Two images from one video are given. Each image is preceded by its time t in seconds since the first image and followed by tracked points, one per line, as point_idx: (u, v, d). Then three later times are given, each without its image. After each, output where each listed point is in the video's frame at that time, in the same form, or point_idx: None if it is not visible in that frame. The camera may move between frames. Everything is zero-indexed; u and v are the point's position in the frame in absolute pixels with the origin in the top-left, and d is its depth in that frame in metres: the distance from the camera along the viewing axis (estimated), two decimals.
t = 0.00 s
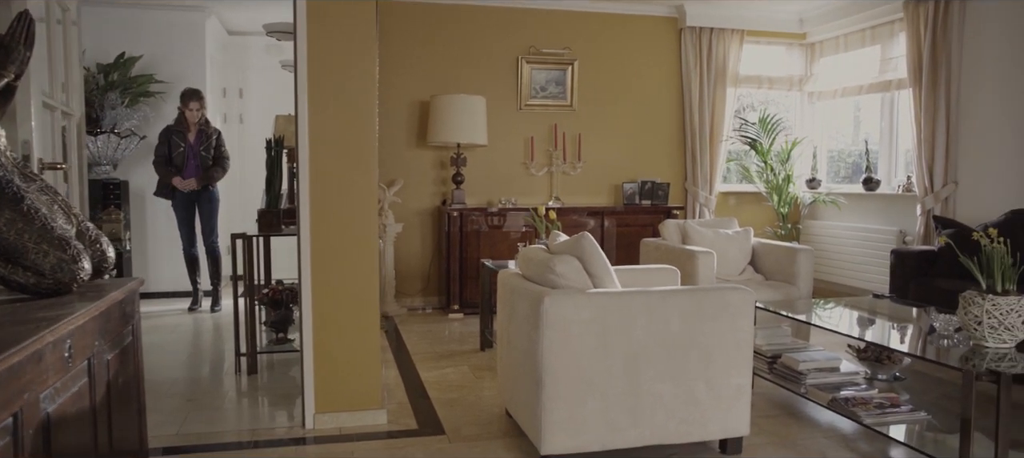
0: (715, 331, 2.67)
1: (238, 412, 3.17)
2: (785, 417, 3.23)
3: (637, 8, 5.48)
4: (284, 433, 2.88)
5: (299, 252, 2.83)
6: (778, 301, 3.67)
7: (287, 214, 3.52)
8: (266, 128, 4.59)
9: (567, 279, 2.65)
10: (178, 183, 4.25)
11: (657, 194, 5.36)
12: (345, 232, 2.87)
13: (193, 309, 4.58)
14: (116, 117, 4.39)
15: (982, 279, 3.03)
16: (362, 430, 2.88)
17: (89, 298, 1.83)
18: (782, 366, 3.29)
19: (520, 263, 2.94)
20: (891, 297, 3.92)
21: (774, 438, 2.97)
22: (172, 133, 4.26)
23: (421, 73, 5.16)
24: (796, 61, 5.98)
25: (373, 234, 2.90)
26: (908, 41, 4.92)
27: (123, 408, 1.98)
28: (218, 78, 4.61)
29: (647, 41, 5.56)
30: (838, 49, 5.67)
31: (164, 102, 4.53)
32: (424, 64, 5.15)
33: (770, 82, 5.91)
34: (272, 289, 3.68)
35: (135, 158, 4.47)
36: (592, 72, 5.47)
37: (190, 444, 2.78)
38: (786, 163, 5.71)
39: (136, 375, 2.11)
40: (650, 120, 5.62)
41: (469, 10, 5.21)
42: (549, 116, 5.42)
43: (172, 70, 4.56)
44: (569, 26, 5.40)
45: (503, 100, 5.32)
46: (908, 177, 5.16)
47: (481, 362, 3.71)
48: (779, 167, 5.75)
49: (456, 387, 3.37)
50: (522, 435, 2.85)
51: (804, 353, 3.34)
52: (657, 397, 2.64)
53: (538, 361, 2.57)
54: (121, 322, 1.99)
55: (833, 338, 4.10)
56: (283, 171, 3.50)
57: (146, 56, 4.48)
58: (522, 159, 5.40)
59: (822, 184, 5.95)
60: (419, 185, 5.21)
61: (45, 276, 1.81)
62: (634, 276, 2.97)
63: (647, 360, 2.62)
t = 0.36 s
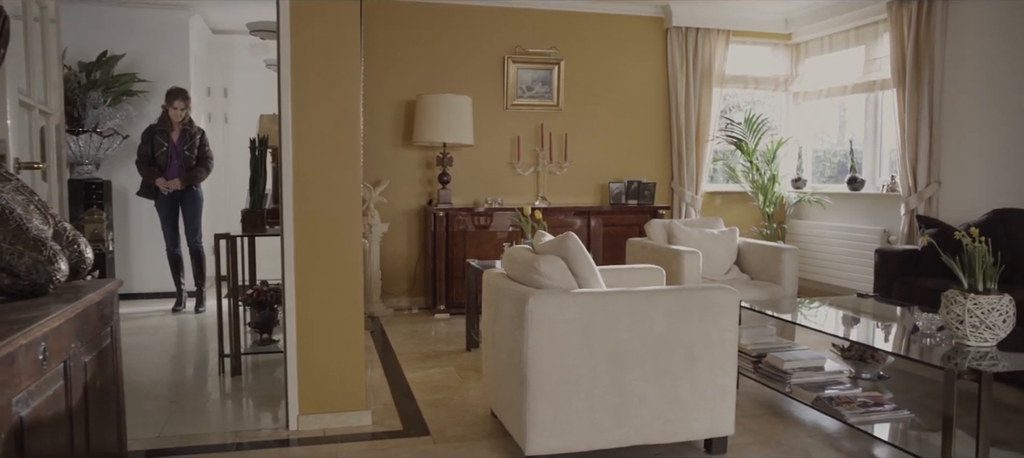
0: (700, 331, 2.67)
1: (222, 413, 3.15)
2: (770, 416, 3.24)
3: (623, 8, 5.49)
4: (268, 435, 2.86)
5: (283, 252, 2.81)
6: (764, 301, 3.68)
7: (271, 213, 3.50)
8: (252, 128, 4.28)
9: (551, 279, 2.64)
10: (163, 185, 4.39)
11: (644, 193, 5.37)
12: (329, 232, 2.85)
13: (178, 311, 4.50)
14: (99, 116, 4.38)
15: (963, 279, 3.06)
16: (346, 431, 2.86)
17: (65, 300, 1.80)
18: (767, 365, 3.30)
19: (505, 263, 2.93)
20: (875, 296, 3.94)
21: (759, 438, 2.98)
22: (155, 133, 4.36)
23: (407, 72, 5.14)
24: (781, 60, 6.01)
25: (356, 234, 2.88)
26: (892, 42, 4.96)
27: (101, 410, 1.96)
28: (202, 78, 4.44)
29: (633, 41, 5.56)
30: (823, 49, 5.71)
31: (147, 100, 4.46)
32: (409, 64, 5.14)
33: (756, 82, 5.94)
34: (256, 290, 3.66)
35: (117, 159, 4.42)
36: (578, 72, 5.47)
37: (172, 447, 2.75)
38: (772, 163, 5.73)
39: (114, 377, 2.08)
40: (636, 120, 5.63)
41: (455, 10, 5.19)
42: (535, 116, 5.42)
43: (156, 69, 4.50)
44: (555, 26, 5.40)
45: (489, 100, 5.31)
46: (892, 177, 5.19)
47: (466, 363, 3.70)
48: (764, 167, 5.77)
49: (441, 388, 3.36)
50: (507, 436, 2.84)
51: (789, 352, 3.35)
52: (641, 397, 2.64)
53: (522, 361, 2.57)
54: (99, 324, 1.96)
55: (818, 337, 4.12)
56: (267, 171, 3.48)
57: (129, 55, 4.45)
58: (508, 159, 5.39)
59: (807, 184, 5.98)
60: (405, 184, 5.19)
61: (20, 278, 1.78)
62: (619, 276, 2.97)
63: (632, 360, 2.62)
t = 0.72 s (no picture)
0: (684, 331, 2.67)
1: (204, 415, 3.12)
2: (755, 416, 3.25)
3: (609, 8, 5.49)
4: (250, 437, 2.84)
5: (265, 252, 2.78)
6: (749, 301, 3.69)
7: (255, 214, 3.47)
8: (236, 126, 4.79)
9: (536, 279, 2.63)
10: (145, 185, 4.17)
11: (629, 193, 5.37)
12: (312, 232, 2.83)
13: (160, 311, 4.50)
14: (79, 115, 4.31)
15: (945, 278, 3.08)
16: (329, 433, 2.84)
17: (38, 302, 1.78)
18: (751, 365, 3.31)
19: (489, 264, 2.92)
20: (859, 296, 3.96)
21: (743, 438, 2.99)
22: (138, 133, 4.19)
23: (392, 72, 5.12)
24: (767, 61, 6.03)
25: (340, 235, 2.86)
26: (876, 42, 4.99)
27: (76, 414, 1.93)
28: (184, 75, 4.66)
29: (619, 41, 5.57)
30: (808, 49, 5.74)
31: (129, 100, 4.50)
32: (395, 63, 5.12)
33: (742, 82, 5.96)
34: (240, 290, 3.64)
35: (98, 159, 4.47)
36: (565, 72, 5.47)
37: (153, 449, 2.72)
38: (757, 163, 5.75)
39: (90, 379, 2.06)
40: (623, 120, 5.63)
41: (440, 10, 5.18)
42: (521, 116, 5.41)
43: (138, 68, 4.53)
44: (541, 26, 5.39)
45: (475, 100, 5.30)
46: (876, 177, 5.22)
47: (452, 364, 3.69)
48: (750, 167, 5.79)
49: (426, 389, 3.34)
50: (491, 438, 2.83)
51: (773, 352, 3.36)
52: (626, 398, 2.64)
53: (506, 363, 2.55)
54: (74, 326, 1.93)
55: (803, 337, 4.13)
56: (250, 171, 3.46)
57: (111, 54, 4.48)
58: (494, 159, 5.38)
59: (792, 184, 6.00)
60: (390, 184, 5.17)
61: None
62: (603, 276, 2.97)
63: (616, 360, 2.61)
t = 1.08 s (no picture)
0: (667, 331, 2.67)
1: (184, 418, 3.09)
2: (738, 416, 3.25)
3: (593, 8, 5.49)
4: (230, 439, 2.81)
5: (245, 253, 2.75)
6: (732, 301, 3.69)
7: (236, 214, 3.44)
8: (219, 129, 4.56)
9: (518, 280, 2.62)
10: (123, 186, 4.13)
11: (614, 193, 5.38)
12: (292, 232, 2.80)
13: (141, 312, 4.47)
14: (57, 114, 4.28)
15: (926, 278, 3.09)
16: (310, 435, 2.82)
17: (7, 305, 1.75)
18: (734, 365, 3.31)
19: (471, 264, 2.90)
20: (841, 295, 3.97)
21: (726, 437, 2.99)
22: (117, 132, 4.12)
23: (375, 71, 5.09)
24: (751, 61, 6.06)
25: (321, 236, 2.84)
26: (859, 43, 5.01)
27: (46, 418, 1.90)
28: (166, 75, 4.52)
29: (604, 41, 5.57)
30: (792, 50, 5.76)
31: (109, 99, 4.48)
32: (378, 62, 5.09)
33: (726, 82, 5.98)
34: (221, 291, 3.61)
35: (78, 159, 4.47)
36: (549, 72, 5.46)
37: (130, 452, 2.69)
38: (741, 163, 5.76)
39: (62, 383, 2.02)
40: (608, 120, 5.63)
41: (424, 9, 5.16)
42: (505, 116, 5.40)
43: (118, 67, 4.50)
44: (525, 26, 5.38)
45: (459, 99, 5.28)
46: (859, 177, 5.25)
47: (435, 364, 3.67)
48: (734, 167, 5.80)
49: (408, 390, 3.32)
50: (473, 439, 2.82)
51: (756, 352, 3.36)
52: (608, 398, 2.63)
53: (488, 363, 2.54)
54: (44, 328, 1.90)
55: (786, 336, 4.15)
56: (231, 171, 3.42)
57: (90, 52, 4.45)
58: (478, 159, 5.36)
59: (777, 184, 6.03)
60: (374, 184, 5.15)
61: None
62: (586, 276, 2.96)
63: (599, 361, 2.60)
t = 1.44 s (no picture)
0: (651, 331, 2.66)
1: (165, 419, 3.06)
2: (723, 416, 3.26)
3: (579, 6, 5.48)
4: (211, 442, 2.78)
5: (226, 254, 2.73)
6: (717, 300, 3.70)
7: (219, 214, 3.41)
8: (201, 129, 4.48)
9: (502, 280, 2.61)
10: (103, 191, 4.10)
11: (600, 193, 5.37)
12: (274, 234, 2.78)
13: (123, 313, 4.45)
14: (37, 113, 4.32)
15: (910, 277, 3.10)
16: (292, 437, 2.79)
17: None
18: (720, 365, 3.31)
19: (455, 264, 2.89)
20: (826, 295, 3.98)
21: (711, 438, 2.99)
22: (98, 131, 4.07)
23: (360, 70, 5.06)
24: (737, 60, 6.07)
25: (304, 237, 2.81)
26: (844, 43, 5.03)
27: (18, 421, 1.87)
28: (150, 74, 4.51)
29: (590, 40, 5.56)
30: (777, 49, 5.78)
31: (91, 98, 4.47)
32: (363, 61, 5.06)
33: (712, 82, 5.99)
34: (204, 292, 3.59)
35: (60, 159, 4.44)
36: (535, 71, 5.45)
37: (110, 455, 2.66)
38: (727, 162, 5.78)
39: (35, 385, 2.00)
40: (594, 120, 5.63)
41: (409, 8, 5.13)
42: (491, 115, 5.38)
43: (100, 65, 4.46)
44: (511, 25, 5.36)
45: (445, 99, 5.26)
46: (844, 177, 5.27)
47: (420, 365, 3.66)
48: (720, 166, 5.82)
49: (393, 390, 3.31)
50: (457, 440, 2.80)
51: (740, 351, 3.37)
52: (593, 398, 2.62)
53: (471, 364, 2.53)
54: (16, 331, 1.87)
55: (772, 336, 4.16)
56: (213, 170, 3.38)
57: (71, 50, 4.42)
58: (464, 158, 5.35)
59: (763, 184, 6.04)
60: (359, 184, 5.12)
61: None
62: (570, 276, 2.95)
63: (583, 361, 2.60)
